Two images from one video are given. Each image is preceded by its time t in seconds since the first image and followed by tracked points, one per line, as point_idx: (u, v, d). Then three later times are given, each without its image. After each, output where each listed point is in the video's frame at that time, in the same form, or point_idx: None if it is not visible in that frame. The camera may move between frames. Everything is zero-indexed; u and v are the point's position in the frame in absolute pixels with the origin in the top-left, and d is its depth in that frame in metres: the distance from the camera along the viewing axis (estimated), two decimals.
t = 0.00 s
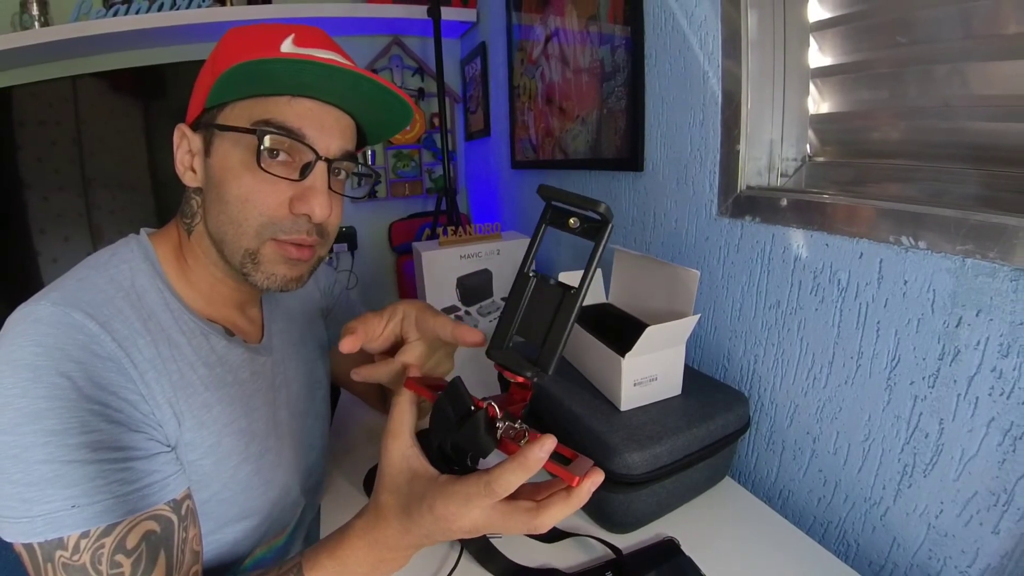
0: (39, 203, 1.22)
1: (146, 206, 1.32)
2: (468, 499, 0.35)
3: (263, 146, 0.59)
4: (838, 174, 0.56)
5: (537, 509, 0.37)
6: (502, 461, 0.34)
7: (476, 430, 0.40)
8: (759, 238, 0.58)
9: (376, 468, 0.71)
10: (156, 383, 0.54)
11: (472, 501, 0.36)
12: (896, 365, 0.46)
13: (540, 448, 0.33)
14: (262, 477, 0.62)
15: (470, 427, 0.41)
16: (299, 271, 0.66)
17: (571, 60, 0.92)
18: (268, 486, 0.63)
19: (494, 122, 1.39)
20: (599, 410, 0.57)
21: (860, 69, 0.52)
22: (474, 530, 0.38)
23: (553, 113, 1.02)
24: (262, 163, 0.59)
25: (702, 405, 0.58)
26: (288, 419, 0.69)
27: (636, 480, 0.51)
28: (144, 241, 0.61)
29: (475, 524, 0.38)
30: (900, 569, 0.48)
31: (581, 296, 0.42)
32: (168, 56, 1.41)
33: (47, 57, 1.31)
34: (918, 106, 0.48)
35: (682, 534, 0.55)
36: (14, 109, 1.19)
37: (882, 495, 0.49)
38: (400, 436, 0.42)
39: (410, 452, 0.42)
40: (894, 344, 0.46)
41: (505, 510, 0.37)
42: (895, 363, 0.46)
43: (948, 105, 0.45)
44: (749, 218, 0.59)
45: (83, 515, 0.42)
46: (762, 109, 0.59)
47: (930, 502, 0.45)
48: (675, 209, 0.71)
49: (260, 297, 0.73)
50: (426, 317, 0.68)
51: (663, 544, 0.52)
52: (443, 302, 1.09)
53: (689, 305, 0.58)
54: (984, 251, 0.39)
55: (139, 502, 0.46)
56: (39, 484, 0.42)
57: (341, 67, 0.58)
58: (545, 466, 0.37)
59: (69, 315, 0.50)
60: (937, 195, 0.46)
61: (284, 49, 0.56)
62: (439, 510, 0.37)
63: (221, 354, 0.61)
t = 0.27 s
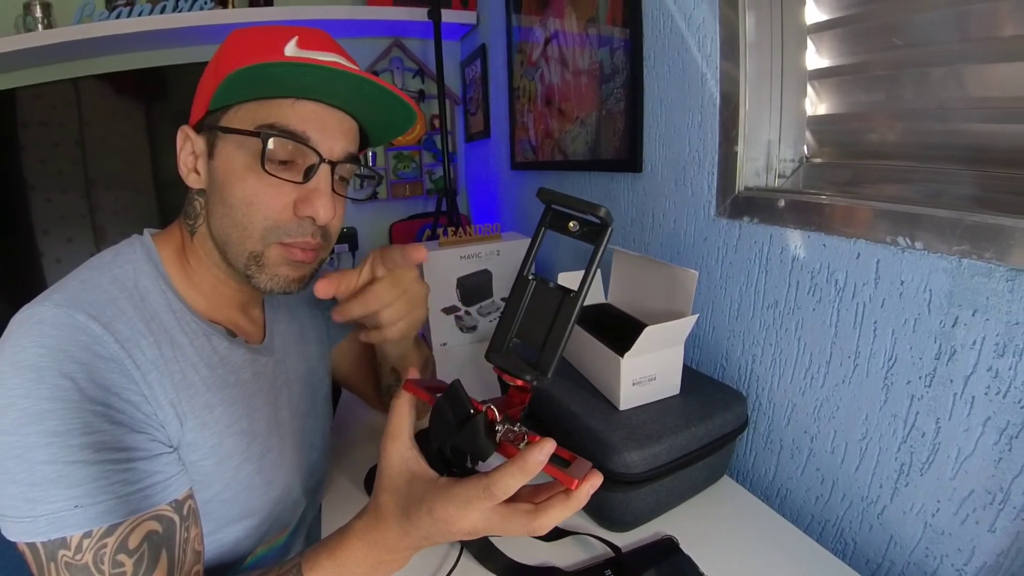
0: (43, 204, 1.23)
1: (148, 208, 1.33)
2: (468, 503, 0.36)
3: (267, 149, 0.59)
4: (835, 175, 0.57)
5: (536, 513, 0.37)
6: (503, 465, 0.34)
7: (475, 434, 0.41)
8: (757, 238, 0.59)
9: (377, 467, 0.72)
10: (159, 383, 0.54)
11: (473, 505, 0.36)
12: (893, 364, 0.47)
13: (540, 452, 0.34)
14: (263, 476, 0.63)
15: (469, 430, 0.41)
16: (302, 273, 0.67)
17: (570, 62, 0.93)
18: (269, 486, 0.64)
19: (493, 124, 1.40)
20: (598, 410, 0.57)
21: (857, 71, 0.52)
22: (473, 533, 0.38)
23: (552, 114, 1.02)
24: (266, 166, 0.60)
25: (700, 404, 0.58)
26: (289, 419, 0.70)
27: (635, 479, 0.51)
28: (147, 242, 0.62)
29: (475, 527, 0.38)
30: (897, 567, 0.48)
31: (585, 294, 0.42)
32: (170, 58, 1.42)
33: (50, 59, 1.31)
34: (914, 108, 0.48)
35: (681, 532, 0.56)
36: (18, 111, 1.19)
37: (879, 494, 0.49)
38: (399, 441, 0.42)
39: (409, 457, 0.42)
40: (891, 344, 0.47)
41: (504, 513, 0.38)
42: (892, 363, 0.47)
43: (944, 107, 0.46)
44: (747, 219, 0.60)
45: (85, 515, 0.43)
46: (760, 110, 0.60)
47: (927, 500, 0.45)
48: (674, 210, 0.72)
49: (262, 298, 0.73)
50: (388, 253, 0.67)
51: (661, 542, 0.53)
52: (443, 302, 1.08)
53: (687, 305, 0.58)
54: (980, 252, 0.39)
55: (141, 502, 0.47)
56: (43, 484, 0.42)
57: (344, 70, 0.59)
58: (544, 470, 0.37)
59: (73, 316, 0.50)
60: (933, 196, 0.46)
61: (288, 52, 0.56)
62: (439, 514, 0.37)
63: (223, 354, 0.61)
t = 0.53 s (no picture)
0: (46, 205, 1.23)
1: (150, 208, 1.33)
2: (464, 490, 0.36)
3: (269, 150, 0.60)
4: (832, 176, 0.57)
5: (531, 498, 0.38)
6: (497, 451, 0.35)
7: (469, 422, 0.41)
8: (755, 239, 0.59)
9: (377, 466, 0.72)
10: (160, 382, 0.55)
11: (468, 490, 0.36)
12: (889, 364, 0.47)
13: (534, 437, 0.34)
14: (264, 474, 0.63)
15: (463, 417, 0.41)
16: (304, 273, 0.67)
17: (569, 64, 0.93)
18: (270, 484, 0.64)
19: (493, 125, 1.40)
20: (597, 409, 0.58)
21: (853, 72, 0.53)
22: (469, 521, 0.39)
23: (552, 116, 1.03)
24: (269, 167, 0.60)
25: (698, 404, 0.59)
26: (290, 418, 0.70)
27: (633, 478, 0.51)
28: (149, 242, 0.62)
29: (471, 515, 0.38)
30: (894, 565, 0.48)
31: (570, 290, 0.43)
32: (172, 60, 1.42)
33: (53, 61, 1.32)
34: (911, 109, 0.48)
35: (679, 530, 0.56)
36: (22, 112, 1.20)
37: (876, 493, 0.49)
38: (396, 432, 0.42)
39: (404, 447, 0.42)
40: (888, 344, 0.47)
41: (499, 501, 0.38)
42: (889, 362, 0.47)
43: (940, 108, 0.46)
44: (744, 220, 0.60)
45: (88, 511, 0.43)
46: (757, 112, 0.60)
47: (924, 499, 0.45)
48: (672, 210, 0.72)
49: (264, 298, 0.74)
50: (404, 277, 0.70)
51: (660, 541, 0.53)
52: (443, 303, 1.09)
53: (685, 305, 0.59)
54: (977, 252, 0.39)
55: (143, 499, 0.47)
56: (46, 481, 0.42)
57: (346, 73, 0.59)
58: (538, 455, 0.38)
59: (75, 315, 0.50)
60: (929, 197, 0.47)
61: (290, 55, 0.57)
62: (434, 501, 0.38)
63: (224, 353, 0.61)
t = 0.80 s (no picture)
0: (51, 206, 1.24)
1: (153, 210, 1.34)
2: (463, 488, 0.37)
3: (271, 151, 0.60)
4: (828, 178, 0.58)
5: (530, 496, 0.38)
6: (496, 449, 0.35)
7: (468, 421, 0.42)
8: (752, 239, 0.60)
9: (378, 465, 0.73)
10: (163, 381, 0.55)
11: (468, 489, 0.37)
12: (885, 363, 0.48)
13: (531, 435, 0.35)
14: (266, 472, 0.64)
15: (462, 417, 0.42)
16: (306, 273, 0.67)
17: (568, 67, 0.94)
18: (272, 482, 0.64)
19: (493, 127, 1.41)
20: (595, 408, 0.58)
21: (849, 75, 0.53)
22: (469, 519, 0.39)
23: (551, 118, 1.03)
24: (271, 168, 0.61)
25: (696, 402, 0.59)
26: (292, 417, 0.71)
27: (632, 476, 0.52)
28: (152, 244, 0.63)
29: (471, 513, 0.39)
30: (889, 561, 0.49)
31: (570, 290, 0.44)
32: (175, 63, 1.43)
33: (57, 63, 1.33)
34: (906, 112, 0.49)
35: (678, 528, 0.57)
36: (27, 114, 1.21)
37: (871, 490, 0.50)
38: (395, 431, 0.43)
39: (404, 447, 0.43)
40: (883, 343, 0.48)
41: (498, 499, 0.39)
42: (884, 362, 0.48)
43: (934, 110, 0.47)
44: (741, 221, 0.61)
45: (92, 508, 0.43)
46: (754, 115, 0.61)
47: (919, 496, 0.46)
48: (670, 211, 0.73)
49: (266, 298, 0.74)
50: (421, 292, 0.70)
51: (658, 538, 0.54)
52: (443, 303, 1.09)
53: (682, 305, 0.59)
54: (971, 253, 0.40)
55: (146, 497, 0.48)
56: (50, 479, 0.43)
57: (346, 74, 0.60)
58: (537, 454, 0.38)
59: (79, 315, 0.51)
60: (924, 198, 0.47)
61: (291, 57, 0.58)
62: (435, 499, 0.38)
63: (226, 353, 0.62)
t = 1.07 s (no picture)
0: (57, 207, 1.25)
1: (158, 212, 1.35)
2: (465, 488, 0.37)
3: (273, 156, 0.61)
4: (822, 179, 0.59)
5: (530, 497, 0.39)
6: (497, 451, 0.36)
7: (470, 424, 0.42)
8: (747, 240, 0.61)
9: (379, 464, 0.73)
10: (167, 381, 0.56)
11: (472, 490, 0.38)
12: (878, 361, 0.48)
13: (533, 438, 0.35)
14: (269, 470, 0.65)
15: (464, 420, 0.43)
16: (306, 275, 0.68)
17: (566, 71, 0.95)
18: (275, 479, 0.65)
19: (493, 129, 1.42)
20: (594, 406, 0.59)
21: (842, 79, 0.54)
22: (472, 518, 0.40)
23: (549, 121, 1.04)
24: (273, 173, 0.62)
25: (693, 400, 0.60)
26: (294, 415, 0.71)
27: (629, 473, 0.52)
28: (156, 246, 0.64)
29: (473, 513, 0.40)
30: (883, 557, 0.50)
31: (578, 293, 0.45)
32: (178, 66, 1.44)
33: (63, 67, 1.34)
34: (899, 114, 0.50)
35: (676, 524, 0.57)
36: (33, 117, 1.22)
37: (864, 486, 0.51)
38: (397, 433, 0.43)
39: (405, 449, 0.44)
40: (876, 341, 0.48)
41: (500, 500, 0.39)
42: (877, 360, 0.48)
43: (927, 113, 0.48)
44: (737, 222, 0.62)
45: (99, 508, 0.44)
46: (749, 118, 0.62)
47: (911, 492, 0.47)
48: (666, 212, 0.74)
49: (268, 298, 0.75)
50: (427, 292, 0.71)
51: (656, 534, 0.54)
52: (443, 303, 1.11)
53: (679, 305, 0.60)
54: (963, 253, 0.41)
55: (150, 496, 0.48)
56: (57, 479, 0.44)
57: (348, 81, 0.61)
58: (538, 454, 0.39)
59: (84, 317, 0.52)
60: (916, 199, 0.48)
61: (294, 64, 0.58)
62: (438, 500, 0.39)
63: (230, 353, 0.63)
